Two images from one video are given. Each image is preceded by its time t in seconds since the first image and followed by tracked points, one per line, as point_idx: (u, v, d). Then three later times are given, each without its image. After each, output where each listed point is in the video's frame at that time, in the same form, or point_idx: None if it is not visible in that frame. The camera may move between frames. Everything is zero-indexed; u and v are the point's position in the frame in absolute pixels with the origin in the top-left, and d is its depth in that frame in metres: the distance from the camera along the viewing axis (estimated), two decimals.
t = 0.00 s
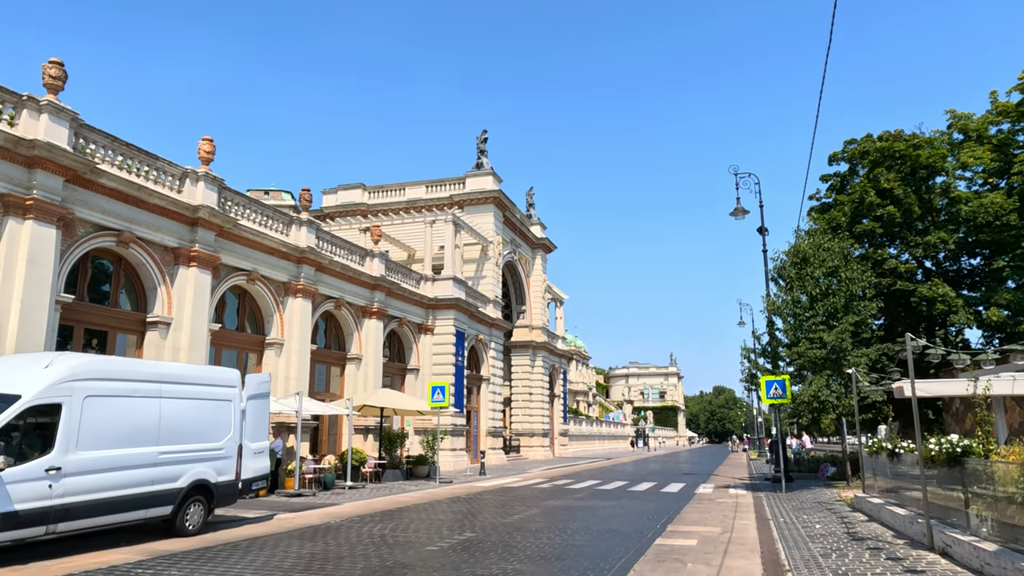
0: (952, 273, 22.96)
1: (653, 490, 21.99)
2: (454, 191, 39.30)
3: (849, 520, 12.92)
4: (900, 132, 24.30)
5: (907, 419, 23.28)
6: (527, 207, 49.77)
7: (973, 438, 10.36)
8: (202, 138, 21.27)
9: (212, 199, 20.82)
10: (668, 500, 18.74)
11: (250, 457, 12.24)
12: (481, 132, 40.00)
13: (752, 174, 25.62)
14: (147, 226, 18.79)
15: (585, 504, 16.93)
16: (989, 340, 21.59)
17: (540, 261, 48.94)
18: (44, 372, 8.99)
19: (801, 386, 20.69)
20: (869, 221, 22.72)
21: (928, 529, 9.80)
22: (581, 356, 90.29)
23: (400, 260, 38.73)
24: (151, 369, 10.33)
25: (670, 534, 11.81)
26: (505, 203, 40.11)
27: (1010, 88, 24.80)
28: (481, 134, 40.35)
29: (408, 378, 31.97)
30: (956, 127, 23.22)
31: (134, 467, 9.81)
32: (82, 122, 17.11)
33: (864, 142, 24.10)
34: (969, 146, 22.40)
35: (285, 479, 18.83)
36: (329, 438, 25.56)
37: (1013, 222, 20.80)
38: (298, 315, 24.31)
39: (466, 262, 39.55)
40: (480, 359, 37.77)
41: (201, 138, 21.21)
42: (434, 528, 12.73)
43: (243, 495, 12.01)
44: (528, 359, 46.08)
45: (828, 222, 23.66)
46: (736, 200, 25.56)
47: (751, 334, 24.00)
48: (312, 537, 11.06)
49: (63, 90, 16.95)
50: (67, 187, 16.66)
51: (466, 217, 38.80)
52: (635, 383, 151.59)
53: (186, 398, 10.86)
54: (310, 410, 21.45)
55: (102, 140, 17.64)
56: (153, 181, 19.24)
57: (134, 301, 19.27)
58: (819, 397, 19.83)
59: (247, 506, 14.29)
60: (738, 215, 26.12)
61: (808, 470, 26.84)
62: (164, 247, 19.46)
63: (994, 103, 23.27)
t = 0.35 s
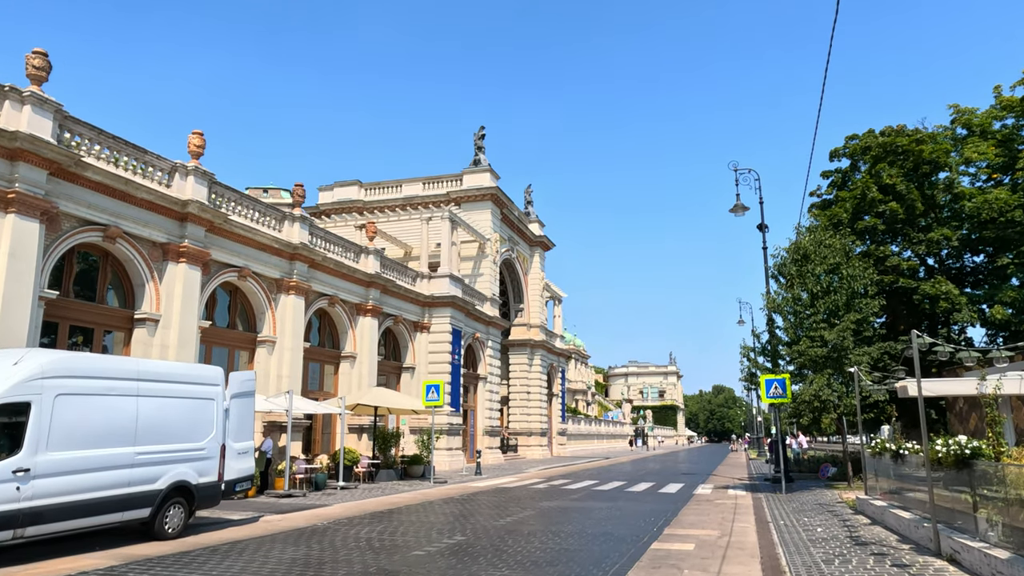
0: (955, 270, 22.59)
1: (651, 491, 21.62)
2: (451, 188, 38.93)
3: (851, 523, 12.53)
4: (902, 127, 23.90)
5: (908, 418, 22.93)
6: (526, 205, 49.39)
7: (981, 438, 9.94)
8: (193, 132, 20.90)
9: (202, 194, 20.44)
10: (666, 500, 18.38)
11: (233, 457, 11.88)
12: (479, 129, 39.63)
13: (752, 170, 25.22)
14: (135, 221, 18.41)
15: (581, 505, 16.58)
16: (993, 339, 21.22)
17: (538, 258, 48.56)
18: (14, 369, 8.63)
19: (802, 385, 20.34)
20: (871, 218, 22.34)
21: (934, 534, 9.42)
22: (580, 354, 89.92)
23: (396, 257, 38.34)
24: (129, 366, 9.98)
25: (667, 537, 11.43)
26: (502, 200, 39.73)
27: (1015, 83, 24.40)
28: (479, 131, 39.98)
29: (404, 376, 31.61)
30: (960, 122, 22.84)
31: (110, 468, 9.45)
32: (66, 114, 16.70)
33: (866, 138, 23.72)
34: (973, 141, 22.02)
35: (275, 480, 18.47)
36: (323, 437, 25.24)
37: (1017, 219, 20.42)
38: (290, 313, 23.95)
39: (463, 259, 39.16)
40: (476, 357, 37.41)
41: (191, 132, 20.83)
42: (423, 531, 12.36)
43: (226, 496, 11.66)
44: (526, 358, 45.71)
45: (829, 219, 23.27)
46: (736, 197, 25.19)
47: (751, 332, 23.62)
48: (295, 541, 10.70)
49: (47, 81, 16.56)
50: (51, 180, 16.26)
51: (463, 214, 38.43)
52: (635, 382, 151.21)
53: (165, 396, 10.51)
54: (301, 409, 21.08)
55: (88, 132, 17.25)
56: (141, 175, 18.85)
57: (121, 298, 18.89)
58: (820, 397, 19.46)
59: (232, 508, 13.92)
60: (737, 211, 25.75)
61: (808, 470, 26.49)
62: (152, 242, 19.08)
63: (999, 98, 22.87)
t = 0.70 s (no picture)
0: (957, 267, 22.26)
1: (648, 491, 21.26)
2: (448, 184, 38.59)
3: (852, 524, 12.16)
4: (903, 122, 23.54)
5: (910, 418, 22.57)
6: (523, 202, 49.04)
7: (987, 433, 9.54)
8: (182, 125, 20.54)
9: (191, 188, 20.08)
10: (663, 500, 18.02)
11: (215, 455, 11.53)
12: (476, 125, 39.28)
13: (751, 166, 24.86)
14: (121, 215, 18.05)
15: (575, 506, 16.22)
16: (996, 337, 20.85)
17: (536, 256, 48.18)
18: None
19: (801, 383, 20.00)
20: (872, 214, 21.99)
21: (939, 536, 9.07)
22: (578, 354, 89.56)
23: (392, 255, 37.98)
24: (103, 361, 9.62)
25: (662, 539, 11.07)
26: (500, 197, 39.37)
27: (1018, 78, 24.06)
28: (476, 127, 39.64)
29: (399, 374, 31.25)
30: (962, 116, 22.50)
31: (81, 466, 9.09)
32: (50, 104, 16.34)
33: (866, 133, 23.38)
34: (975, 136, 21.67)
35: (264, 479, 18.08)
36: (316, 436, 24.90)
37: (1021, 214, 20.07)
38: (282, 309, 23.59)
39: (460, 257, 38.81)
40: (473, 355, 37.04)
41: (180, 124, 20.48)
42: (411, 532, 11.97)
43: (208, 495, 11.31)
44: (523, 356, 45.32)
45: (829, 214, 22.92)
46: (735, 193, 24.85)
47: (750, 329, 23.25)
48: (276, 542, 10.31)
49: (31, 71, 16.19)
50: (33, 172, 15.90)
51: (460, 211, 38.07)
52: (633, 382, 150.88)
53: (142, 392, 10.15)
54: (292, 407, 20.70)
55: (72, 124, 16.88)
56: (127, 168, 18.49)
57: (108, 293, 18.53)
58: (820, 395, 19.11)
59: (216, 508, 13.55)
60: (736, 208, 25.41)
61: (807, 470, 26.13)
62: (139, 237, 18.73)
63: (1002, 92, 22.52)
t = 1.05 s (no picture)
0: (959, 265, 21.94)
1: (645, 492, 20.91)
2: (444, 182, 38.24)
3: (854, 528, 11.81)
4: (904, 118, 23.18)
5: (912, 419, 22.22)
6: (521, 201, 48.65)
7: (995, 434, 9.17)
8: (171, 119, 20.17)
9: (180, 183, 19.70)
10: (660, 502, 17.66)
11: (195, 456, 11.17)
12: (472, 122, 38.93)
13: (750, 162, 24.50)
14: (107, 211, 17.67)
15: (570, 508, 15.87)
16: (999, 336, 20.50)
17: (534, 255, 47.81)
18: None
19: (801, 383, 19.64)
20: (873, 211, 21.63)
21: (946, 542, 8.71)
22: (576, 353, 89.32)
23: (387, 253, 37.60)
24: (77, 359, 9.25)
25: (658, 543, 10.72)
26: (496, 195, 39.01)
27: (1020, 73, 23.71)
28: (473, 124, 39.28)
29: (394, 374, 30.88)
30: (964, 112, 22.15)
31: (52, 469, 8.73)
32: (33, 97, 15.94)
33: (867, 129, 23.04)
34: (978, 132, 21.33)
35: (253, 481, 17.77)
36: (308, 436, 24.56)
37: None
38: (274, 308, 23.23)
39: (456, 255, 38.43)
40: (469, 355, 36.67)
41: (169, 119, 20.09)
42: (399, 535, 11.60)
43: (188, 498, 10.96)
44: (520, 356, 44.95)
45: (830, 211, 22.56)
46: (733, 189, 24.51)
47: (748, 328, 22.89)
48: (258, 546, 9.96)
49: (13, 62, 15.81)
50: (15, 166, 15.51)
51: (456, 209, 37.72)
52: (632, 382, 150.55)
53: (118, 391, 9.78)
54: (283, 407, 20.34)
55: (57, 117, 16.49)
56: (114, 163, 18.11)
57: (94, 290, 18.16)
58: (820, 395, 18.76)
59: (199, 511, 13.19)
60: (735, 205, 25.07)
61: (806, 471, 25.78)
62: (126, 233, 18.35)
63: (1005, 87, 22.18)
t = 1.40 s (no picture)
0: (961, 261, 21.59)
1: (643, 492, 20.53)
2: (441, 178, 37.85)
3: (858, 530, 11.42)
4: (907, 111, 22.80)
5: (913, 419, 21.85)
6: (518, 198, 48.27)
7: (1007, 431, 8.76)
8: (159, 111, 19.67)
9: (168, 176, 19.31)
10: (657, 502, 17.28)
11: (176, 455, 10.78)
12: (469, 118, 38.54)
13: (749, 157, 24.12)
14: (92, 204, 17.28)
15: (566, 508, 15.50)
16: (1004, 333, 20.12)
17: (531, 253, 47.41)
18: None
19: (801, 380, 19.26)
20: (875, 205, 21.26)
21: (956, 545, 8.34)
22: (575, 352, 89.02)
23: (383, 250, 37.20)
24: (48, 353, 8.86)
25: (655, 545, 10.34)
26: (493, 192, 38.63)
27: None
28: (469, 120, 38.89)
29: (389, 372, 30.48)
30: (967, 106, 21.78)
31: (20, 468, 8.35)
32: (15, 86, 15.53)
33: (869, 122, 22.68)
34: (982, 125, 20.95)
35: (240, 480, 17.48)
36: (301, 435, 24.18)
37: None
38: (265, 304, 22.83)
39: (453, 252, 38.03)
40: (465, 353, 36.28)
41: (157, 111, 19.66)
42: (387, 536, 11.20)
43: (167, 497, 10.57)
44: (518, 354, 44.56)
45: (831, 206, 22.19)
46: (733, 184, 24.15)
47: (748, 325, 22.52)
48: (239, 548, 9.57)
49: None
50: None
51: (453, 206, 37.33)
52: (630, 381, 150.17)
53: (92, 387, 9.40)
54: (273, 405, 19.95)
55: (40, 107, 16.09)
56: (100, 155, 17.71)
57: (79, 285, 17.77)
58: (821, 393, 18.36)
59: (182, 511, 12.79)
60: (735, 200, 24.69)
61: (807, 471, 25.39)
62: (113, 227, 17.95)
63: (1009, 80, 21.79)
